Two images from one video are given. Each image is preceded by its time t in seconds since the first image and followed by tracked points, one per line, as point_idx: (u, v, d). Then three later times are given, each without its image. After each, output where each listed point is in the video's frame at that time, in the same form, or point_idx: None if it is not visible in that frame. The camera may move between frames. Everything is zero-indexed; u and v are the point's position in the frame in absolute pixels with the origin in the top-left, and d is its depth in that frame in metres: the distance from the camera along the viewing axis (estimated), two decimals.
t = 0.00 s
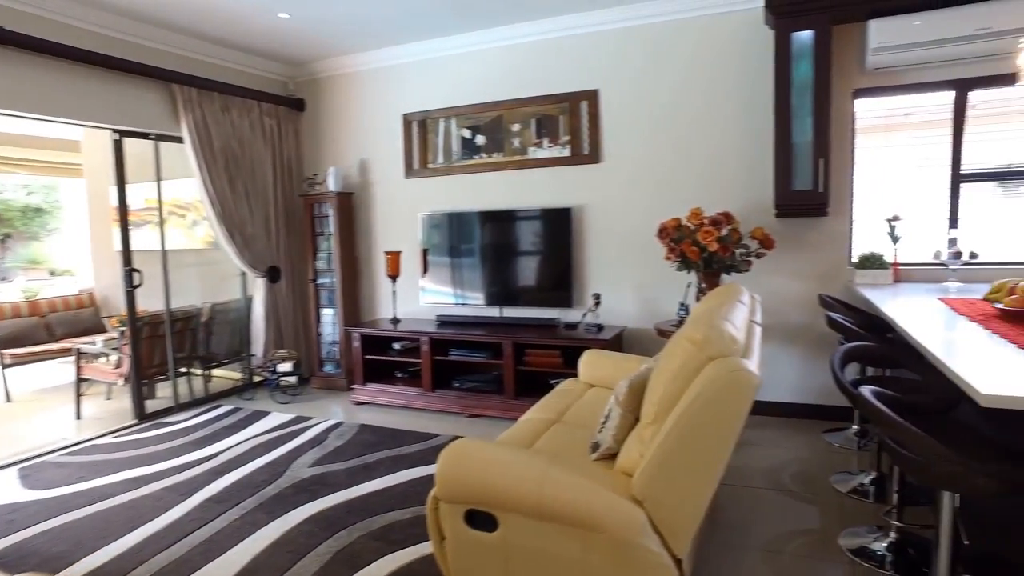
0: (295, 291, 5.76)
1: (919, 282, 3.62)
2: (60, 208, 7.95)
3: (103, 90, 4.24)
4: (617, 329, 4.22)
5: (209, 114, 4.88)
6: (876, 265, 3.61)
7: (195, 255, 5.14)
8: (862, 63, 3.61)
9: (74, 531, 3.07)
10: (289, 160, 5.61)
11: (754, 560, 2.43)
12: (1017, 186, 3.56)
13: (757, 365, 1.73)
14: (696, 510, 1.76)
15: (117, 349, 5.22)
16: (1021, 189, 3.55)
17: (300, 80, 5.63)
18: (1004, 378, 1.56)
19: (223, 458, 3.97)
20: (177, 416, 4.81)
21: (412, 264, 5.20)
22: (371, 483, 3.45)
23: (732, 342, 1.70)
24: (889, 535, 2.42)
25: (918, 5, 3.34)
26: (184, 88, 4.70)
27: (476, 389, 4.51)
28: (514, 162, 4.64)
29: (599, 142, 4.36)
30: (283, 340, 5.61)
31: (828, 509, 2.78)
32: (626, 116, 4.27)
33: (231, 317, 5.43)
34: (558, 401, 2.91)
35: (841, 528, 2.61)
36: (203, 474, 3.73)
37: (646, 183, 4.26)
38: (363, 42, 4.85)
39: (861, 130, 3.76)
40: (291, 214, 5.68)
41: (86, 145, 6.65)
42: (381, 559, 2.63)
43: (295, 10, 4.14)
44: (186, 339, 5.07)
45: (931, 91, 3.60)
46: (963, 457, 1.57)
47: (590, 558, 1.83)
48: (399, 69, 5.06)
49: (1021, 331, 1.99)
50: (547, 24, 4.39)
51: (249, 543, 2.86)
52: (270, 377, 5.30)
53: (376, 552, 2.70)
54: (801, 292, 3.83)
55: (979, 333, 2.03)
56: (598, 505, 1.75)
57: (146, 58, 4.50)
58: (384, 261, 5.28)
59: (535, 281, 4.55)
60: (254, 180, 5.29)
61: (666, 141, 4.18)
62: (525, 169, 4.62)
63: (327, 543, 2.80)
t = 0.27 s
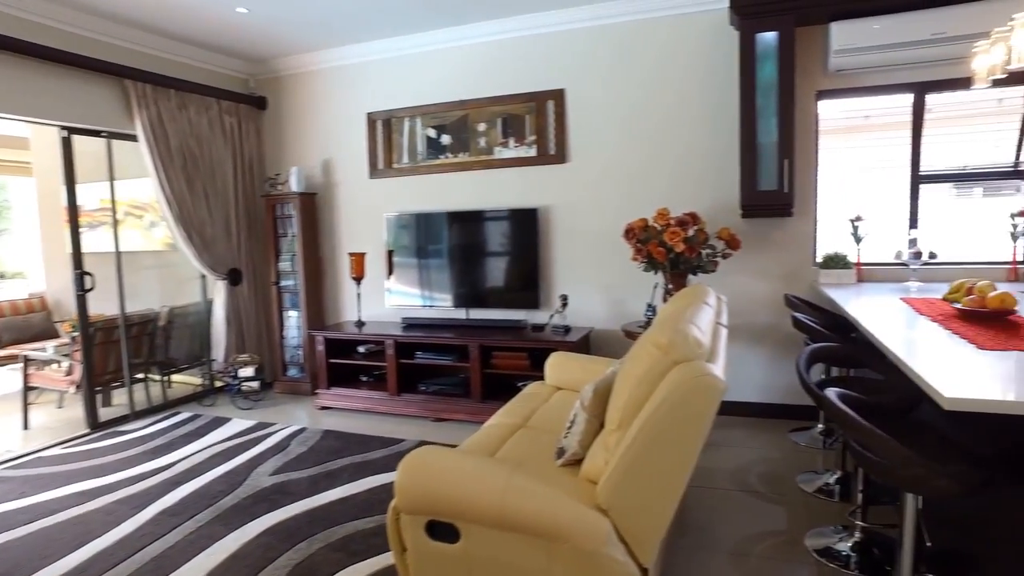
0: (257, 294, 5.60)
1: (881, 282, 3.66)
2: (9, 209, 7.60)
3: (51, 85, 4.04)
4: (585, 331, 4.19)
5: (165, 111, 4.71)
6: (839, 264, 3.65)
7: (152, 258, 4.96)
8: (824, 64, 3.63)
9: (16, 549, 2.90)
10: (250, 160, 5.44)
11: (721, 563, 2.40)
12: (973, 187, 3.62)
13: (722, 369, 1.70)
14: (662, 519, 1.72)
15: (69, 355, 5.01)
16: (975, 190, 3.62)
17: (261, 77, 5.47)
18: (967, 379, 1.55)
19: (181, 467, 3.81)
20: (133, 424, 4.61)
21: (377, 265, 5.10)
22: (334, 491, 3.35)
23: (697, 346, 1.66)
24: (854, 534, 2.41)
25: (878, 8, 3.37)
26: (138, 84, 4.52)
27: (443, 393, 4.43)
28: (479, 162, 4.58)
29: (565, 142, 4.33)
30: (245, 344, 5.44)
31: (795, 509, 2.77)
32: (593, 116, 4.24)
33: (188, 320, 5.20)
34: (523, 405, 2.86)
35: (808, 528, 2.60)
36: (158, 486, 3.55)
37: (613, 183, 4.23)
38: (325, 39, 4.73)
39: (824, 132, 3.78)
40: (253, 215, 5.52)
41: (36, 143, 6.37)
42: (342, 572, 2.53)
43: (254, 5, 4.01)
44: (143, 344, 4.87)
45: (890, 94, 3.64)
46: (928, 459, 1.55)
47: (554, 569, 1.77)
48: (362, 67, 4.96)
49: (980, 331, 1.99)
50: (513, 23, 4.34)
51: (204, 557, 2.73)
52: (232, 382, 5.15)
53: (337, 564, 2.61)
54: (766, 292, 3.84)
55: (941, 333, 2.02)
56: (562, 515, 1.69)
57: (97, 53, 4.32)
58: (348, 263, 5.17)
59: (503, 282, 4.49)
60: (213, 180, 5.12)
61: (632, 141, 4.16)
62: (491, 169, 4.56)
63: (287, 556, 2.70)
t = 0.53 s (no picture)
0: (220, 295, 5.43)
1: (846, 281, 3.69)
2: None
3: None
4: (553, 332, 4.15)
5: (120, 107, 4.54)
6: (806, 264, 3.68)
7: (109, 260, 4.78)
8: (790, 65, 3.65)
9: None
10: (212, 158, 5.28)
11: (691, 566, 2.37)
12: (934, 187, 3.68)
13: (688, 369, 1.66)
14: (629, 524, 1.68)
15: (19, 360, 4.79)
16: (935, 191, 3.68)
17: (223, 74, 5.31)
18: (933, 378, 1.53)
19: (138, 476, 3.67)
20: (89, 433, 4.42)
21: (343, 266, 5.00)
22: (298, 498, 3.25)
23: (665, 348, 1.62)
24: (822, 533, 2.41)
25: (842, 10, 3.40)
26: (92, 79, 4.35)
27: (411, 396, 4.35)
28: (447, 161, 4.51)
29: (534, 141, 4.28)
30: (207, 347, 5.28)
31: (763, 508, 2.76)
32: (562, 116, 4.20)
33: (149, 325, 5.03)
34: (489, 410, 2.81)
35: (777, 528, 2.59)
36: (113, 496, 3.40)
37: (582, 183, 4.20)
38: (288, 35, 4.61)
39: (790, 132, 3.81)
40: (215, 215, 5.36)
41: None
42: None
43: None
44: (99, 348, 4.68)
45: (854, 95, 3.68)
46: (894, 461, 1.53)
47: None
48: (326, 64, 4.85)
49: (944, 330, 1.98)
50: (481, 20, 4.28)
51: (159, 571, 2.62)
52: (194, 387, 4.97)
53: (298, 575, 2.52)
54: (735, 292, 3.85)
55: (905, 332, 2.02)
56: (527, 522, 1.64)
57: (48, 45, 4.13)
58: (314, 264, 5.05)
59: (472, 283, 4.43)
60: (173, 178, 4.96)
61: (601, 141, 4.13)
62: (459, 169, 4.49)
63: (246, 567, 2.60)
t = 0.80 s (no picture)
0: (183, 297, 5.27)
1: (813, 280, 3.72)
2: None
3: None
4: (523, 333, 4.11)
5: (75, 103, 4.37)
6: (775, 264, 3.72)
7: (64, 261, 4.60)
8: (757, 66, 3.66)
9: None
10: (173, 157, 5.12)
11: (661, 569, 2.35)
12: (897, 188, 3.73)
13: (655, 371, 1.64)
14: (597, 530, 1.65)
15: None
16: (898, 192, 3.73)
17: (185, 70, 5.15)
18: (899, 377, 1.52)
19: (94, 486, 3.53)
20: (43, 442, 4.24)
21: (309, 267, 4.90)
22: (261, 506, 3.16)
23: (630, 351, 1.59)
24: (790, 533, 2.40)
25: (807, 12, 3.43)
26: (44, 73, 4.17)
27: (379, 400, 4.27)
28: (415, 160, 4.44)
29: (503, 141, 4.24)
30: (170, 351, 5.11)
31: (734, 509, 2.76)
32: (532, 116, 4.17)
33: (108, 328, 4.89)
34: (457, 414, 2.76)
35: (747, 528, 2.58)
36: (65, 508, 3.26)
37: (552, 183, 4.17)
38: (251, 31, 4.50)
39: (757, 133, 3.83)
40: (177, 215, 5.20)
41: None
42: None
43: None
44: (54, 354, 4.48)
45: (819, 96, 3.72)
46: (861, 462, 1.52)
47: None
48: (291, 61, 4.74)
49: (908, 329, 1.99)
50: (449, 18, 4.22)
51: None
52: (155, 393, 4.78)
53: None
54: (704, 292, 3.86)
55: (870, 331, 2.02)
56: (491, 530, 1.60)
57: None
58: (279, 265, 4.94)
59: (442, 284, 4.37)
60: (132, 177, 4.79)
61: (571, 141, 4.11)
62: (427, 168, 4.43)
63: None
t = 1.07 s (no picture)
0: (143, 300, 5.10)
1: (780, 279, 3.75)
2: None
3: None
4: (492, 334, 4.07)
5: (26, 98, 4.19)
6: (743, 263, 3.73)
7: (15, 263, 4.42)
8: (725, 66, 3.68)
9: None
10: (132, 155, 4.95)
11: (630, 571, 2.33)
12: (860, 188, 3.78)
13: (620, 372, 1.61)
14: (561, 535, 1.62)
15: None
16: (862, 192, 3.78)
17: (144, 66, 4.99)
18: (864, 378, 1.51)
19: (45, 498, 3.38)
20: None
21: (275, 268, 4.79)
22: (222, 515, 3.06)
23: (595, 352, 1.56)
24: (758, 532, 2.40)
25: (773, 14, 3.45)
26: None
27: (346, 402, 4.20)
28: (382, 160, 4.37)
29: (471, 140, 4.19)
30: (129, 356, 4.95)
31: (703, 509, 2.75)
32: (501, 115, 4.13)
33: (63, 333, 4.65)
34: (424, 418, 2.70)
35: (716, 528, 2.58)
36: (13, 522, 3.12)
37: (521, 183, 4.14)
38: (214, 26, 4.37)
39: (725, 133, 3.84)
40: (136, 215, 5.03)
41: None
42: None
43: None
44: (4, 360, 4.25)
45: (785, 97, 3.75)
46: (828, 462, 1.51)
47: None
48: (254, 58, 4.63)
49: (873, 328, 2.00)
50: (417, 15, 4.16)
51: None
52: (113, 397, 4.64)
53: None
54: (673, 291, 3.86)
55: (835, 331, 2.02)
56: (454, 538, 1.55)
57: None
58: (244, 267, 4.82)
59: (412, 285, 4.31)
60: (87, 176, 4.63)
61: (541, 140, 4.08)
62: (395, 167, 4.36)
63: None
